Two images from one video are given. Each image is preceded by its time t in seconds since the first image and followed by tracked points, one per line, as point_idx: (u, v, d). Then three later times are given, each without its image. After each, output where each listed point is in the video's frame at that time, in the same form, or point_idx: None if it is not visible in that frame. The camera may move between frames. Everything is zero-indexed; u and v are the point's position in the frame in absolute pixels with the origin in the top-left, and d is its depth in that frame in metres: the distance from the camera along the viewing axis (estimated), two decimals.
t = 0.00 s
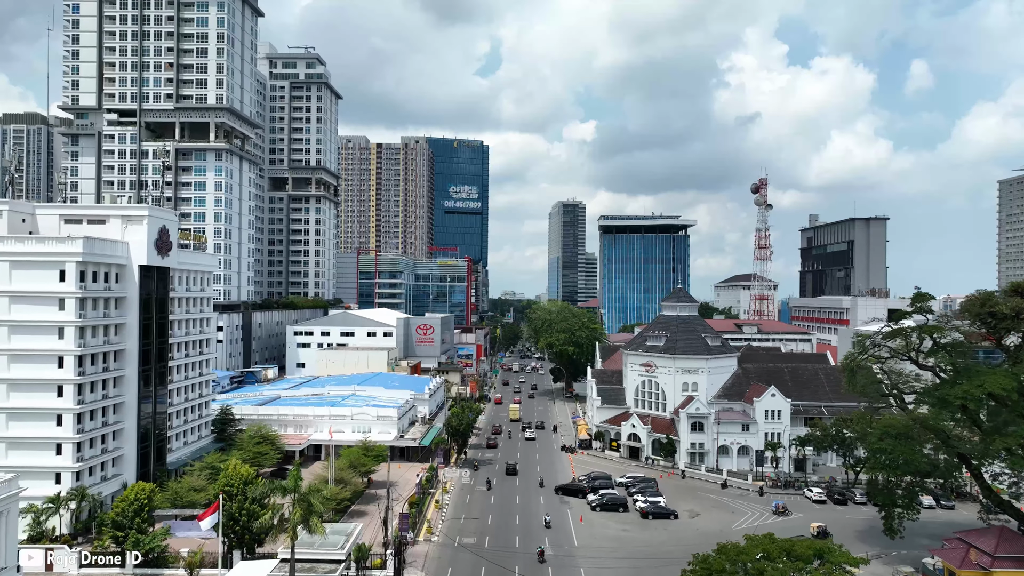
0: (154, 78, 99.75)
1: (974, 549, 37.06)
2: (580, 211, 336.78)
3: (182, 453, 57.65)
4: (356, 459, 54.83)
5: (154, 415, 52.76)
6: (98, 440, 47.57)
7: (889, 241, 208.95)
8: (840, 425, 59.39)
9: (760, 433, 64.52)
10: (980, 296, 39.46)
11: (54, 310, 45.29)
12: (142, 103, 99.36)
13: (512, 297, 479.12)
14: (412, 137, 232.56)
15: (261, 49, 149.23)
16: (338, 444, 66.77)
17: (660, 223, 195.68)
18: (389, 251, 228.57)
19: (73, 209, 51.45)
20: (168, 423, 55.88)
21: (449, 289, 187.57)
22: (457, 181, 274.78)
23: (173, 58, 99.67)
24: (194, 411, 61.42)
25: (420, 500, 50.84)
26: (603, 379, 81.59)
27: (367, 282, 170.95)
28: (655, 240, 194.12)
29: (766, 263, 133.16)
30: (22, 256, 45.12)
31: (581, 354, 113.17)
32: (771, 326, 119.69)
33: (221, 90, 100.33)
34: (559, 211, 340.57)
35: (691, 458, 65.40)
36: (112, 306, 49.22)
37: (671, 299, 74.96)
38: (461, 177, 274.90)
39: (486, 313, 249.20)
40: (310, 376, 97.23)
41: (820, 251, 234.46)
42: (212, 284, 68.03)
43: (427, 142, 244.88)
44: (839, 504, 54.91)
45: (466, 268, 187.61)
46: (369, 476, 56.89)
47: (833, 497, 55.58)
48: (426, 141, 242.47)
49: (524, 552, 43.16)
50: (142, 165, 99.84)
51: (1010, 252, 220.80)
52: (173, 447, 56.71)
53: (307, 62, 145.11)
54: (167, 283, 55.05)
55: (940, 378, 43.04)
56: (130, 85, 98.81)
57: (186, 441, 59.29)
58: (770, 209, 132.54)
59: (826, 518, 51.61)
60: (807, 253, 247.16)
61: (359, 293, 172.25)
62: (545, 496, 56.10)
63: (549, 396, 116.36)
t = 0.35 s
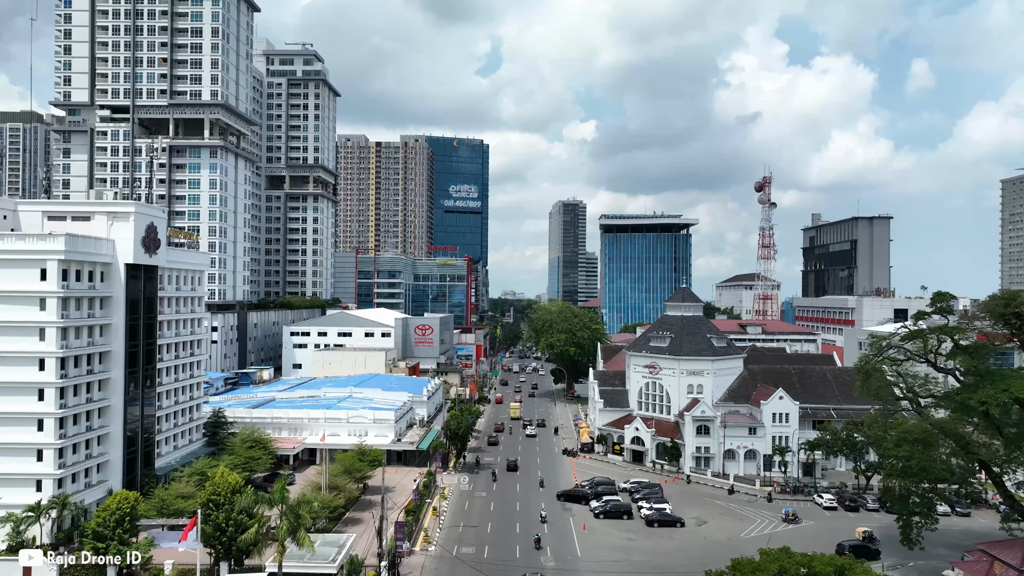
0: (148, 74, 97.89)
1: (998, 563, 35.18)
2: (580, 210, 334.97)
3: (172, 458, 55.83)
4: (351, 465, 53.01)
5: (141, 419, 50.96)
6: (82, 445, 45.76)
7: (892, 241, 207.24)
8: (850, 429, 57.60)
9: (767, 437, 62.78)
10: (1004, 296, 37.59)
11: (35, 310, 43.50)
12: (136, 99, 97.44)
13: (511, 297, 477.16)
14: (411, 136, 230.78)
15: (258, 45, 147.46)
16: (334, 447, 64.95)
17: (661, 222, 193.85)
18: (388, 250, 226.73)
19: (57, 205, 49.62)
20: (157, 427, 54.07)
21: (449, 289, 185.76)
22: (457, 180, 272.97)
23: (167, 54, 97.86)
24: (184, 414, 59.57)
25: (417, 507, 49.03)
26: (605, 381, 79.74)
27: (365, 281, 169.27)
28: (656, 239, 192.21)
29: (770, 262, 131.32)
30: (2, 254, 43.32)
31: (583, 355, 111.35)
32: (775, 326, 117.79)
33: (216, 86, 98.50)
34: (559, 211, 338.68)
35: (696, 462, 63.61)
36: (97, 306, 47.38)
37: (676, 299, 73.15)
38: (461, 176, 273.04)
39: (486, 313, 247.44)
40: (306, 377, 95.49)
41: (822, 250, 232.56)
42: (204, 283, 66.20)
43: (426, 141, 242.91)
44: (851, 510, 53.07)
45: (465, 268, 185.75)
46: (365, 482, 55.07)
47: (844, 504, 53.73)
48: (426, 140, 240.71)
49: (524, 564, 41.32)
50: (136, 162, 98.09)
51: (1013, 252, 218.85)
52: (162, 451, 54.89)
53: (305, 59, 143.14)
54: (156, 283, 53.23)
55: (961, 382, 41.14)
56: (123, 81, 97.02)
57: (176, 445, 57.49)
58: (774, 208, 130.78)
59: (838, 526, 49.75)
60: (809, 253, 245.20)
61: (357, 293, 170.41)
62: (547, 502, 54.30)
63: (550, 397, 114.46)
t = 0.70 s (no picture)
0: (141, 69, 96.07)
1: None
2: (580, 210, 333.13)
3: (160, 463, 54.01)
4: (345, 472, 51.20)
5: (127, 424, 49.08)
6: (64, 451, 43.88)
7: (895, 240, 205.43)
8: (862, 433, 55.71)
9: (775, 441, 61.01)
10: None
11: (14, 310, 41.69)
12: (128, 96, 95.69)
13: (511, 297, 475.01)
14: (411, 135, 228.97)
15: (255, 42, 145.64)
16: (328, 452, 63.18)
17: (663, 221, 191.99)
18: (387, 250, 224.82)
19: (40, 201, 47.83)
20: (144, 431, 52.19)
21: (448, 288, 183.87)
22: (456, 179, 271.11)
23: (161, 49, 96.02)
24: (174, 418, 57.76)
25: (414, 516, 47.23)
26: (608, 382, 77.90)
27: (364, 281, 167.56)
28: (657, 238, 190.33)
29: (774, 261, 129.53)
30: None
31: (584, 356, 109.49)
32: (780, 326, 115.98)
33: (210, 81, 96.67)
34: (559, 210, 337.03)
35: (702, 467, 61.82)
36: (80, 307, 45.51)
37: (680, 300, 71.32)
38: (460, 175, 271.21)
39: (486, 313, 245.67)
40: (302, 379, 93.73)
41: (825, 249, 230.70)
42: (195, 282, 64.38)
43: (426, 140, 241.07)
44: (863, 518, 51.23)
45: (465, 267, 183.94)
46: (360, 488, 53.25)
47: (856, 511, 51.91)
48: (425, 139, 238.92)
49: None
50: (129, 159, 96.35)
51: (1016, 251, 217.05)
52: (149, 456, 53.01)
53: (302, 56, 141.53)
54: (144, 282, 51.38)
55: (982, 387, 39.26)
56: (116, 77, 95.19)
57: (165, 450, 55.72)
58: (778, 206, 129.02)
59: (850, 535, 47.89)
60: (812, 252, 243.28)
61: (356, 293, 168.59)
62: (548, 510, 52.47)
63: (550, 398, 112.57)
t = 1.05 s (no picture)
0: (134, 65, 94.10)
1: None
2: (580, 209, 331.14)
3: (148, 468, 52.18)
4: (338, 478, 49.36)
5: (112, 428, 47.19)
6: (43, 458, 41.97)
7: (899, 239, 203.52)
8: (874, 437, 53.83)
9: (783, 445, 59.26)
10: None
11: None
12: (121, 91, 93.81)
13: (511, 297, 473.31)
14: (410, 133, 226.99)
15: (251, 38, 143.74)
16: (323, 456, 61.37)
17: (664, 220, 190.07)
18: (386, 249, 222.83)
19: (22, 197, 46.03)
20: (130, 435, 50.35)
21: (448, 288, 181.91)
22: (456, 178, 269.11)
23: (154, 43, 94.10)
24: (164, 421, 55.93)
25: (409, 524, 45.41)
26: (610, 385, 76.00)
27: (362, 281, 165.75)
28: (659, 237, 188.41)
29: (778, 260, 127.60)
30: None
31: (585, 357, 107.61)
32: (785, 327, 114.01)
33: (204, 77, 94.84)
34: (559, 209, 335.15)
35: (708, 472, 60.01)
36: (62, 307, 43.70)
37: (685, 300, 69.45)
38: (460, 174, 269.20)
39: (485, 314, 243.82)
40: (297, 380, 91.87)
41: (828, 249, 228.76)
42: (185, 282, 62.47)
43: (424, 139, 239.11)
44: (876, 526, 49.36)
45: (464, 267, 182.10)
46: (354, 495, 51.37)
47: (869, 519, 50.02)
48: (424, 138, 236.97)
49: None
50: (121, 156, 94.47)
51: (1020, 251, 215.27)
52: (136, 462, 51.14)
53: (299, 52, 139.74)
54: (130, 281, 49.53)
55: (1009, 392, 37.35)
56: (108, 72, 93.33)
57: (154, 454, 53.90)
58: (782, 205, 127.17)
59: (864, 543, 46.04)
60: (814, 251, 241.32)
61: (354, 293, 166.69)
62: (549, 517, 50.57)
63: (551, 400, 110.64)
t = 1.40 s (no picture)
0: (126, 60, 92.23)
1: None
2: (581, 209, 329.34)
3: (135, 474, 50.38)
4: (332, 485, 47.60)
5: (96, 433, 45.32)
6: (22, 466, 40.09)
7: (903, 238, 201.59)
8: (886, 442, 52.02)
9: (791, 449, 57.53)
10: None
11: None
12: (113, 87, 91.99)
13: (510, 297, 471.93)
14: (409, 132, 225.22)
15: (248, 35, 141.91)
16: (317, 461, 59.58)
17: (666, 219, 188.26)
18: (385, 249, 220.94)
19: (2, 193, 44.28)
20: (116, 441, 48.47)
21: (447, 288, 180.12)
22: (455, 178, 267.26)
23: (147, 38, 92.29)
24: (153, 425, 54.09)
25: (405, 533, 43.63)
26: (613, 387, 74.20)
27: (360, 281, 163.98)
28: (660, 236, 186.59)
29: (782, 260, 125.78)
30: None
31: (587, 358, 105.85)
32: (789, 327, 112.16)
33: (199, 72, 93.09)
34: (559, 208, 333.47)
35: (714, 477, 58.23)
36: (42, 307, 41.89)
37: (689, 300, 67.69)
38: (460, 173, 267.50)
39: (485, 314, 241.99)
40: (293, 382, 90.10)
41: (830, 248, 226.85)
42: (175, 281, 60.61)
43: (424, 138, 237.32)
44: (890, 534, 47.49)
45: (463, 267, 180.32)
46: (348, 502, 49.57)
47: (882, 527, 48.20)
48: (423, 137, 235.17)
49: None
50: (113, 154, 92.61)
51: None
52: (123, 467, 49.33)
53: (296, 49, 137.89)
54: (115, 280, 47.73)
55: None
56: (100, 68, 91.55)
57: (142, 459, 52.07)
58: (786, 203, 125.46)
59: (878, 553, 44.20)
60: (817, 251, 239.37)
61: (352, 293, 164.87)
62: (550, 525, 48.75)
63: (551, 402, 108.87)
